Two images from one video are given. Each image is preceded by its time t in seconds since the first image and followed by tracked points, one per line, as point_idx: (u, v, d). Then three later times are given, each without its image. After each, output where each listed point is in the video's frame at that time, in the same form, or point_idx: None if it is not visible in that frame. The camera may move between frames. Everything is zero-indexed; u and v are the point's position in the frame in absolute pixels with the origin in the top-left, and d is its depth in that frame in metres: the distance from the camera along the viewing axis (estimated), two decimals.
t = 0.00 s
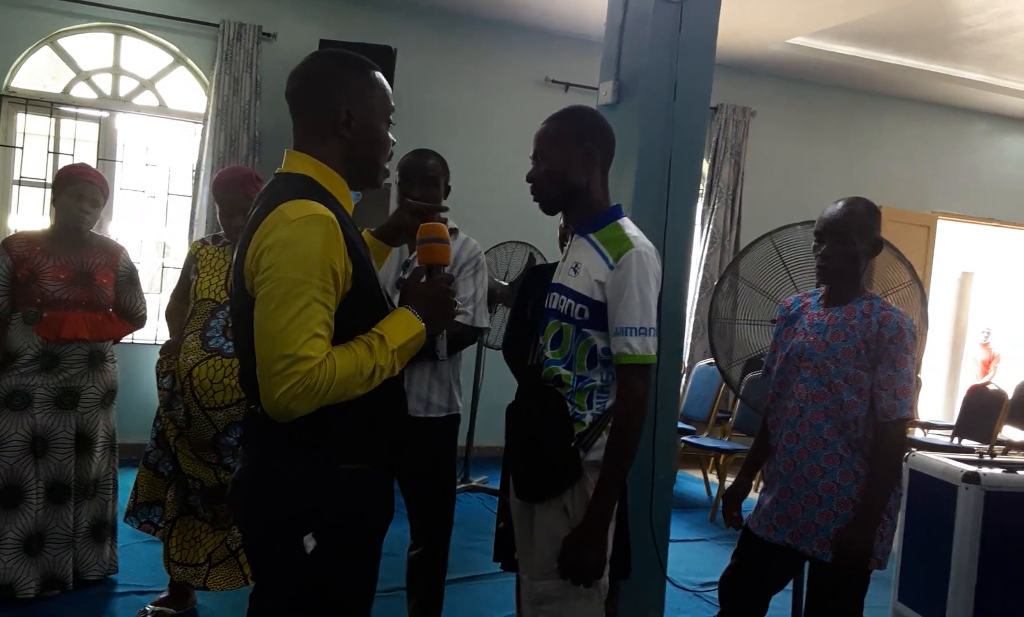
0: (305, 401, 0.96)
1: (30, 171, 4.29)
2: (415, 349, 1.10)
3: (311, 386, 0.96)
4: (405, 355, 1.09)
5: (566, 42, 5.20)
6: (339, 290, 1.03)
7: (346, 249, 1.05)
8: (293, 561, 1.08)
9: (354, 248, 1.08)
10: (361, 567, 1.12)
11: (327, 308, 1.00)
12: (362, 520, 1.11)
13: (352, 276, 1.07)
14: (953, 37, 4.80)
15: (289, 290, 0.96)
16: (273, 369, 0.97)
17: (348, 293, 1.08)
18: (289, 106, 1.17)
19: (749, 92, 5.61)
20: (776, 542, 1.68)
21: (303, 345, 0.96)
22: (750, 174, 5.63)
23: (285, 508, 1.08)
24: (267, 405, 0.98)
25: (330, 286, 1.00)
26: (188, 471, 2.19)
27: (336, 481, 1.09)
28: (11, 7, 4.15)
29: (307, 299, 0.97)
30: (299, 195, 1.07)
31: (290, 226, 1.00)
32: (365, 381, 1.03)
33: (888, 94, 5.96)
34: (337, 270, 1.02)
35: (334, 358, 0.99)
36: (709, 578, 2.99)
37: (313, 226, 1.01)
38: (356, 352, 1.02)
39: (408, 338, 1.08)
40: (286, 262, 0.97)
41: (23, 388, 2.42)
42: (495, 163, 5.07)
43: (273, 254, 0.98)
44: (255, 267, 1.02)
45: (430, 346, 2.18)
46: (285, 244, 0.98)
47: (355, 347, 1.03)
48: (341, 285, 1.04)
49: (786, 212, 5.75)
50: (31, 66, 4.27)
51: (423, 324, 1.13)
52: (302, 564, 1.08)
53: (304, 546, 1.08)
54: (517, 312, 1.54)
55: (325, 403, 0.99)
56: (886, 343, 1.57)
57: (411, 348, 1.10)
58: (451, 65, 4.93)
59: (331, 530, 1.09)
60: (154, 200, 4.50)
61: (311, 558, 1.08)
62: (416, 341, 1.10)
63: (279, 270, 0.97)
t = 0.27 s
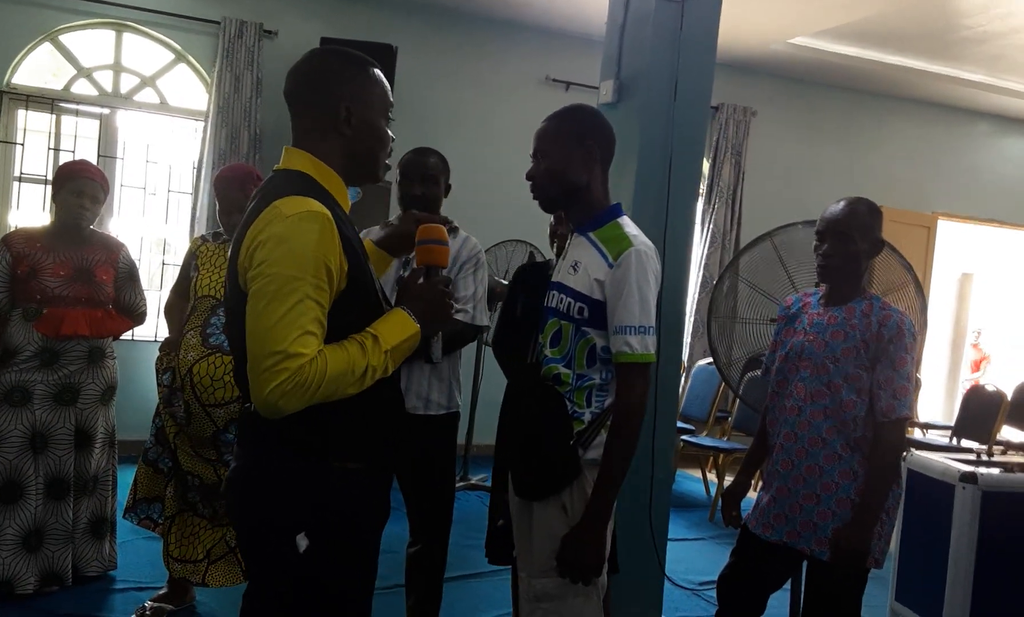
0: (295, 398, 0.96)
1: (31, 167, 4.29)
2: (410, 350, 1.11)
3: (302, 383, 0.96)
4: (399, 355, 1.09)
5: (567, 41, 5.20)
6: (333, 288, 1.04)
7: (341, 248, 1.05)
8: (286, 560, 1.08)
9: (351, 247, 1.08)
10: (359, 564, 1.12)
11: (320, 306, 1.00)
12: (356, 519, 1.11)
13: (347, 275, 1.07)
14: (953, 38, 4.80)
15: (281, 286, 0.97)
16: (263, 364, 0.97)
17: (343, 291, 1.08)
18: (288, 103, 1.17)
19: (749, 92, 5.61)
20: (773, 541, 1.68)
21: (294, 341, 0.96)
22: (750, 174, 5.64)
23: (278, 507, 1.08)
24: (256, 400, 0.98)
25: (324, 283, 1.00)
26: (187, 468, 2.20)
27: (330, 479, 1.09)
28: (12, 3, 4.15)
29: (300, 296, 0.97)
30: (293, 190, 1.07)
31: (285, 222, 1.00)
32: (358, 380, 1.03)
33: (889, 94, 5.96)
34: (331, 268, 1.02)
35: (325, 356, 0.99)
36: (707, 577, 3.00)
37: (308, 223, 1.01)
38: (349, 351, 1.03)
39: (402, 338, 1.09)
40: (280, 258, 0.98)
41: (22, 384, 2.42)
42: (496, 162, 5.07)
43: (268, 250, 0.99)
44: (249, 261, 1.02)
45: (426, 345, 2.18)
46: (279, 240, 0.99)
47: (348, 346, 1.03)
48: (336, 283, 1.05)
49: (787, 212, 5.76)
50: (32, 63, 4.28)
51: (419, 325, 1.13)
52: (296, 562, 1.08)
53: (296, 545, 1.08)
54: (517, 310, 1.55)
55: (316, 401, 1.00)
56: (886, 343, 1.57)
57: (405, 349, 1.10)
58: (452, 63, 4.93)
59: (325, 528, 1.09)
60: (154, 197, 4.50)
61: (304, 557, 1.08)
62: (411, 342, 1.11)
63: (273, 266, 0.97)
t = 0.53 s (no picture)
0: (297, 398, 0.98)
1: (33, 167, 4.29)
2: (412, 352, 1.12)
3: (304, 382, 0.98)
4: (402, 358, 1.10)
5: (568, 43, 5.21)
6: (335, 289, 1.05)
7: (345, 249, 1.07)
8: (277, 561, 1.10)
9: (354, 247, 1.09)
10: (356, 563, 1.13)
11: (323, 307, 1.01)
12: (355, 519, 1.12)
13: (350, 276, 1.09)
14: (954, 41, 4.81)
15: (286, 286, 0.98)
16: (266, 363, 0.98)
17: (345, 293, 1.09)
18: (285, 102, 1.17)
19: (750, 95, 5.62)
20: (772, 540, 1.70)
21: (296, 340, 0.97)
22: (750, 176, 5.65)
23: (276, 508, 1.08)
24: (257, 398, 0.99)
25: (326, 283, 1.01)
26: (188, 466, 2.21)
27: (325, 479, 1.09)
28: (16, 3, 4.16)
29: (303, 295, 0.98)
30: (296, 190, 1.08)
31: (290, 222, 1.01)
32: (359, 382, 1.04)
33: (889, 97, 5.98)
34: (333, 269, 1.03)
35: (326, 356, 1.00)
36: (705, 577, 3.01)
37: (312, 223, 1.02)
38: (351, 352, 1.04)
39: (404, 341, 1.10)
40: (284, 257, 0.99)
41: (23, 382, 2.43)
42: (497, 163, 5.08)
43: (272, 248, 1.00)
44: (252, 259, 1.03)
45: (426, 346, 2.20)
46: (284, 239, 1.00)
47: (350, 347, 1.04)
48: (338, 284, 1.06)
49: (787, 215, 5.77)
50: (36, 62, 4.29)
51: (421, 329, 1.14)
52: (287, 562, 1.10)
53: (286, 545, 1.09)
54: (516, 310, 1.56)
55: (317, 400, 1.01)
56: (884, 344, 1.58)
57: (408, 351, 1.11)
58: (453, 65, 4.95)
59: (319, 527, 1.10)
60: (155, 196, 4.51)
61: (293, 556, 1.10)
62: (412, 345, 1.12)
63: (277, 264, 0.99)
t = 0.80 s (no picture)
0: (298, 401, 0.97)
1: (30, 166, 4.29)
2: (411, 355, 1.12)
3: (306, 386, 0.97)
4: (401, 361, 1.10)
5: (566, 43, 5.21)
6: (335, 291, 1.04)
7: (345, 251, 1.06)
8: (277, 563, 1.09)
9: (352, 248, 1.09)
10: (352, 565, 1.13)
11: (324, 310, 1.01)
12: (351, 521, 1.12)
13: (349, 279, 1.08)
14: (952, 42, 4.81)
15: (287, 289, 0.97)
16: (267, 367, 0.97)
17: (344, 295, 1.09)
18: (282, 103, 1.17)
19: (748, 96, 5.62)
20: (766, 541, 1.69)
21: (299, 344, 0.97)
22: (748, 177, 5.65)
23: (273, 509, 1.08)
24: (258, 403, 0.99)
25: (328, 287, 1.01)
26: (183, 465, 2.21)
27: (324, 480, 1.09)
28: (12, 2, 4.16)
29: (306, 299, 0.98)
30: (295, 192, 1.07)
31: (291, 224, 1.01)
32: (360, 385, 1.04)
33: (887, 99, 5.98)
34: (334, 271, 1.03)
35: (329, 360, 1.00)
36: (702, 578, 3.00)
37: (313, 225, 1.01)
38: (352, 356, 1.03)
39: (404, 344, 1.09)
40: (286, 260, 0.98)
41: (19, 382, 2.43)
42: (494, 163, 5.08)
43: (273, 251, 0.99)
44: (252, 263, 1.03)
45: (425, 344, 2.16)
46: (285, 243, 0.99)
47: (350, 350, 1.04)
48: (338, 286, 1.05)
49: (785, 215, 5.77)
50: (32, 61, 4.29)
51: (421, 331, 1.14)
52: (286, 564, 1.09)
53: (287, 547, 1.09)
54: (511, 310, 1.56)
55: (317, 404, 1.00)
56: (879, 345, 1.58)
57: (407, 354, 1.11)
58: (451, 65, 4.94)
59: (319, 529, 1.10)
60: (153, 196, 4.51)
61: (294, 559, 1.09)
62: (413, 348, 1.11)
63: (278, 268, 0.98)
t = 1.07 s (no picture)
0: (292, 396, 0.97)
1: (28, 167, 4.30)
2: (407, 356, 1.12)
3: (301, 381, 0.97)
4: (396, 361, 1.10)
5: (564, 44, 5.21)
6: (331, 288, 1.04)
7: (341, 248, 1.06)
8: (267, 563, 1.08)
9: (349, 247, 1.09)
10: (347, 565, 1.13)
11: (320, 305, 1.00)
12: (345, 524, 1.11)
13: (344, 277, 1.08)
14: (950, 44, 4.81)
15: (283, 283, 0.97)
16: (261, 362, 0.97)
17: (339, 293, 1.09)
18: (281, 104, 1.17)
19: (746, 97, 5.63)
20: (762, 542, 1.69)
21: (294, 339, 0.97)
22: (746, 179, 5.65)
23: (266, 510, 1.08)
24: (252, 398, 0.99)
25: (324, 283, 1.01)
26: (180, 466, 2.20)
27: (319, 481, 1.09)
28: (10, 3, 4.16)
29: (302, 294, 0.98)
30: (293, 187, 1.08)
31: (289, 219, 1.01)
32: (355, 383, 1.04)
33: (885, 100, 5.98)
34: (331, 267, 1.03)
35: (324, 355, 0.99)
36: (699, 579, 3.01)
37: (310, 220, 1.02)
38: (348, 353, 1.03)
39: (401, 344, 1.09)
40: (283, 254, 0.98)
41: (17, 382, 2.43)
42: (493, 165, 5.08)
43: (270, 245, 0.99)
44: (250, 256, 1.03)
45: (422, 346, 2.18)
46: (283, 237, 0.99)
47: (346, 347, 1.04)
48: (334, 284, 1.05)
49: (783, 217, 5.77)
50: (31, 62, 4.29)
51: (417, 332, 1.14)
52: (276, 565, 1.08)
53: (275, 547, 1.08)
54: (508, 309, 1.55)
55: (311, 401, 1.00)
56: (875, 346, 1.59)
57: (403, 354, 1.11)
58: (450, 66, 4.95)
59: (309, 531, 1.09)
60: (151, 196, 4.50)
61: (280, 560, 1.08)
62: (409, 348, 1.11)
63: (275, 261, 0.98)
